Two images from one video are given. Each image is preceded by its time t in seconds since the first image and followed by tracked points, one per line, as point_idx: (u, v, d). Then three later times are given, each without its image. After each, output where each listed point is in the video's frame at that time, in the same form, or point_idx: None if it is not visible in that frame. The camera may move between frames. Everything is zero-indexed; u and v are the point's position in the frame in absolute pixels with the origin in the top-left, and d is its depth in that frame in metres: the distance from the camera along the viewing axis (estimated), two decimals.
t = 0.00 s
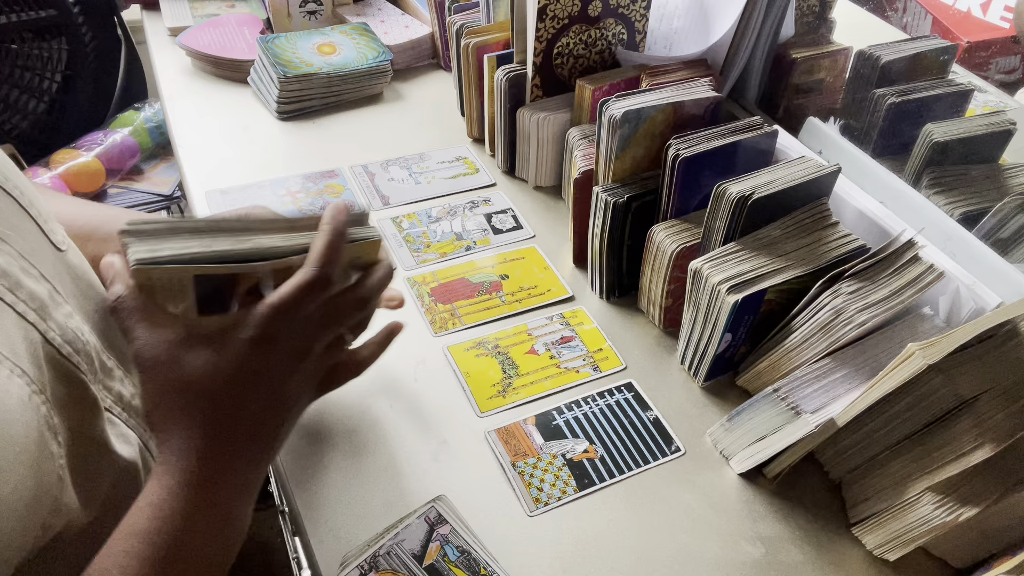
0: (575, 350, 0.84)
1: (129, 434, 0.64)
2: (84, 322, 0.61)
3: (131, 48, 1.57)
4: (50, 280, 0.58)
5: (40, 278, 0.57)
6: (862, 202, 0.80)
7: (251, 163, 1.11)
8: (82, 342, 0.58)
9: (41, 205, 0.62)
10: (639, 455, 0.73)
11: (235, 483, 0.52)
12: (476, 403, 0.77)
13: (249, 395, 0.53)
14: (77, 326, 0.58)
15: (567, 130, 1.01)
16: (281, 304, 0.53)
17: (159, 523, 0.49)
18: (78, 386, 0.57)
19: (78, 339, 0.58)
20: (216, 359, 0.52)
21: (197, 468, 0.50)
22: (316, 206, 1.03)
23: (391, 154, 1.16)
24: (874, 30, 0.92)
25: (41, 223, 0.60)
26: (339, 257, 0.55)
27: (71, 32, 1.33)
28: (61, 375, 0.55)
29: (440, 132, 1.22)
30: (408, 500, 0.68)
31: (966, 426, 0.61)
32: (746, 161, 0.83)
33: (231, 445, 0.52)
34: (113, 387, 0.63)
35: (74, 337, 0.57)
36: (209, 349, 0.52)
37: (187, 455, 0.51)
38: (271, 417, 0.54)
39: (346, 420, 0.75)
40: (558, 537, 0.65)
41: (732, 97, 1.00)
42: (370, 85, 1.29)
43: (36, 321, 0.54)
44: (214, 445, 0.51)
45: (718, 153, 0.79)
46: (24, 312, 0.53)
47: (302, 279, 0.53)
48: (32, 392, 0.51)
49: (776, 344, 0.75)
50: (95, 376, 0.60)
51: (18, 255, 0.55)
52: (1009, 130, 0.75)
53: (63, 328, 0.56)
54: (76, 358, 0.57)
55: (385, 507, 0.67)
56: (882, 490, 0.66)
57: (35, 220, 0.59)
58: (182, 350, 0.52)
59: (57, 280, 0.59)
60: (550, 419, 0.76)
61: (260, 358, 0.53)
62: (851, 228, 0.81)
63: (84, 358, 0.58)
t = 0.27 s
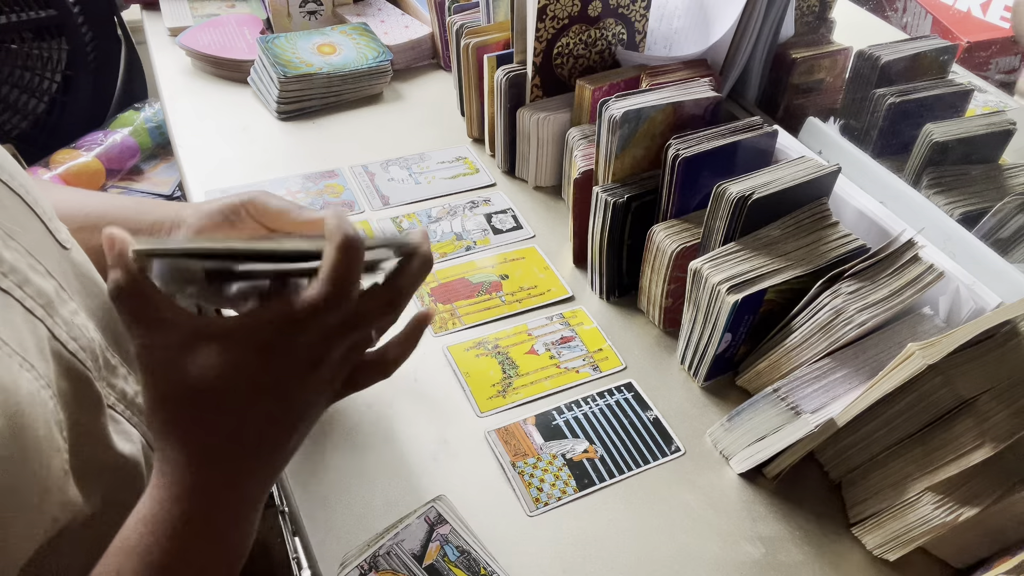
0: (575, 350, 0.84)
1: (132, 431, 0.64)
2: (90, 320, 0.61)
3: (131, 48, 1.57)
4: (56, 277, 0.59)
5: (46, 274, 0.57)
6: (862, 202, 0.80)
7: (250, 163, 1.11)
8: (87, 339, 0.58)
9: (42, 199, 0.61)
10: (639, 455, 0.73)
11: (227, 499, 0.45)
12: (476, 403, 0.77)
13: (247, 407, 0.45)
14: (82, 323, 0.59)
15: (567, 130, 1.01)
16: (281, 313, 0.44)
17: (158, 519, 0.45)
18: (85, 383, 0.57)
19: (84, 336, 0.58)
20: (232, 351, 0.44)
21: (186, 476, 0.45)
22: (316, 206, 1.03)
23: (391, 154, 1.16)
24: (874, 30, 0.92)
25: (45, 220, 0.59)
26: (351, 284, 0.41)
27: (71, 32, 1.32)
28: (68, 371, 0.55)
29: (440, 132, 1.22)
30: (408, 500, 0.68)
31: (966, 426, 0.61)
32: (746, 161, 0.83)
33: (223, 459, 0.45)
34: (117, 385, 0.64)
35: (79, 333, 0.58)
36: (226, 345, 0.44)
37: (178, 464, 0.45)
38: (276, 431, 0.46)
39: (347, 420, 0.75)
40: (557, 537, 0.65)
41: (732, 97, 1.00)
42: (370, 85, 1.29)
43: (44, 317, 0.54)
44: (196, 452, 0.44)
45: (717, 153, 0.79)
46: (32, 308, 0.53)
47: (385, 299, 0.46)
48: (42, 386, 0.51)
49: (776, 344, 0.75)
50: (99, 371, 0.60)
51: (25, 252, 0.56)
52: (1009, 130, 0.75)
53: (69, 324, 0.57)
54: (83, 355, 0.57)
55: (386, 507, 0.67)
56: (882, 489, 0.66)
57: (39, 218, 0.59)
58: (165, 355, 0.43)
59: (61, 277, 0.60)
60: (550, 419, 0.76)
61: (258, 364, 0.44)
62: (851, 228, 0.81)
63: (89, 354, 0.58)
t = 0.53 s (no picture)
0: (575, 350, 0.84)
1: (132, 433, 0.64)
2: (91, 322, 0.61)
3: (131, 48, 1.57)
4: (57, 279, 0.59)
5: (49, 276, 0.57)
6: (862, 202, 0.80)
7: (251, 163, 1.11)
8: (88, 340, 0.58)
9: (42, 200, 0.61)
10: (639, 455, 0.73)
11: (226, 511, 0.44)
12: (476, 403, 0.77)
13: (248, 418, 0.43)
14: (84, 324, 0.58)
15: (566, 130, 1.01)
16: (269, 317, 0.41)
17: (149, 528, 0.44)
18: (85, 384, 0.57)
19: (85, 337, 0.58)
20: (223, 356, 0.41)
21: (177, 487, 0.43)
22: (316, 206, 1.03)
23: (391, 154, 1.16)
24: (874, 31, 0.92)
25: (47, 221, 0.59)
26: (348, 287, 0.41)
27: (71, 32, 1.32)
28: (70, 373, 0.55)
29: (440, 132, 1.22)
30: (408, 500, 0.68)
31: (966, 426, 0.61)
32: (746, 162, 0.83)
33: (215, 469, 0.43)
34: (117, 386, 0.63)
35: (81, 335, 0.57)
36: (217, 347, 0.42)
37: (171, 475, 0.43)
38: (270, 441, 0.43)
39: (347, 421, 0.75)
40: (557, 537, 0.65)
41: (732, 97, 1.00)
42: (370, 85, 1.29)
43: (46, 319, 0.54)
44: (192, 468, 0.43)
45: (718, 153, 0.79)
46: (33, 309, 0.53)
47: (386, 304, 0.46)
48: (43, 387, 0.51)
49: (776, 344, 0.75)
50: (100, 374, 0.60)
51: (27, 254, 0.55)
52: (1010, 130, 0.75)
53: (71, 326, 0.56)
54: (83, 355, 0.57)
55: (386, 507, 0.67)
56: (882, 489, 0.66)
57: (42, 219, 0.58)
58: (155, 362, 0.42)
59: (63, 278, 0.60)
60: (550, 419, 0.76)
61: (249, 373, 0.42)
62: (851, 228, 0.81)
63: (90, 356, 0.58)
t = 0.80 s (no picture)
0: (575, 350, 0.84)
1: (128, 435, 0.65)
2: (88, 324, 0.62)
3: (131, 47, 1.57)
4: (55, 281, 0.58)
5: (46, 278, 0.57)
6: (862, 202, 0.80)
7: (251, 163, 1.11)
8: (85, 343, 0.58)
9: (40, 200, 0.61)
10: (639, 455, 0.73)
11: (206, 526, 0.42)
12: (476, 403, 0.77)
13: (229, 425, 0.40)
14: (81, 327, 0.59)
15: (566, 130, 1.01)
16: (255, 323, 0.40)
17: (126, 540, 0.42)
18: (82, 387, 0.57)
19: (82, 340, 0.58)
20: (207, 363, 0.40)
21: (152, 496, 0.41)
22: (316, 206, 1.03)
23: (391, 154, 1.16)
24: (874, 30, 0.92)
25: (44, 222, 0.59)
26: (328, 304, 0.39)
27: (71, 32, 1.32)
28: (67, 375, 0.55)
29: (440, 132, 1.22)
30: (408, 500, 0.68)
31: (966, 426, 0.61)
32: (746, 162, 0.83)
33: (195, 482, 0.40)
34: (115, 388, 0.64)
35: (78, 338, 0.58)
36: (200, 354, 0.40)
37: (148, 486, 0.41)
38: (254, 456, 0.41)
39: (346, 421, 0.75)
40: (557, 537, 0.65)
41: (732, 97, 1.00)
42: (369, 85, 1.28)
43: (44, 321, 0.55)
44: (169, 478, 0.40)
45: (717, 153, 0.79)
46: (31, 313, 0.54)
47: (376, 314, 0.45)
48: (42, 392, 0.51)
49: (776, 344, 0.75)
50: (98, 376, 0.61)
51: (25, 256, 0.55)
52: (1009, 130, 0.75)
53: (68, 328, 0.57)
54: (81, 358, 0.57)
55: (386, 507, 0.67)
56: (882, 489, 0.66)
57: (40, 221, 0.59)
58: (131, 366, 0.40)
59: (61, 280, 0.60)
60: (550, 419, 0.76)
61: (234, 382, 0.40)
62: (851, 228, 0.81)
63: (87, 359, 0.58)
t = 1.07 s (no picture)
0: (575, 350, 0.84)
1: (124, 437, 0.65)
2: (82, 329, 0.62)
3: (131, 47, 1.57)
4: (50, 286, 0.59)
5: (40, 283, 0.57)
6: (863, 202, 0.80)
7: (250, 163, 1.11)
8: (78, 347, 0.60)
9: (36, 204, 0.61)
10: (639, 455, 0.73)
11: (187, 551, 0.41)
12: (476, 403, 0.77)
13: (216, 456, 0.39)
14: (74, 332, 0.60)
15: (567, 129, 1.01)
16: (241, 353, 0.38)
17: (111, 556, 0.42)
18: (75, 391, 0.58)
19: (75, 344, 0.60)
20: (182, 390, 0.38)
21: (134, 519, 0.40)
22: (316, 206, 1.03)
23: (391, 154, 1.16)
24: (874, 30, 0.92)
25: (40, 226, 0.60)
26: (312, 352, 0.37)
27: (71, 32, 1.32)
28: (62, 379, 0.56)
29: (440, 132, 1.22)
30: (408, 500, 0.68)
31: (966, 426, 0.61)
32: (746, 161, 0.83)
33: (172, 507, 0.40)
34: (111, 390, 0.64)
35: (71, 342, 0.59)
36: (183, 376, 0.38)
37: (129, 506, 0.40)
38: (239, 485, 0.40)
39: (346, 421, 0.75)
40: (557, 537, 0.65)
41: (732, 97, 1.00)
42: (369, 85, 1.29)
43: (37, 327, 0.55)
44: (155, 502, 0.40)
45: (718, 153, 0.79)
46: (25, 319, 0.54)
47: (375, 347, 0.43)
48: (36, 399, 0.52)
49: (776, 344, 0.75)
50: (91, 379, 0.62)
51: (19, 261, 0.56)
52: (1010, 130, 0.75)
53: (61, 334, 0.58)
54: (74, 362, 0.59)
55: (386, 507, 0.67)
56: (882, 489, 0.66)
57: (37, 225, 0.59)
58: (113, 387, 0.39)
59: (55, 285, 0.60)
60: (550, 419, 0.76)
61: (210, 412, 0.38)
62: (851, 228, 0.81)
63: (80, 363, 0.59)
